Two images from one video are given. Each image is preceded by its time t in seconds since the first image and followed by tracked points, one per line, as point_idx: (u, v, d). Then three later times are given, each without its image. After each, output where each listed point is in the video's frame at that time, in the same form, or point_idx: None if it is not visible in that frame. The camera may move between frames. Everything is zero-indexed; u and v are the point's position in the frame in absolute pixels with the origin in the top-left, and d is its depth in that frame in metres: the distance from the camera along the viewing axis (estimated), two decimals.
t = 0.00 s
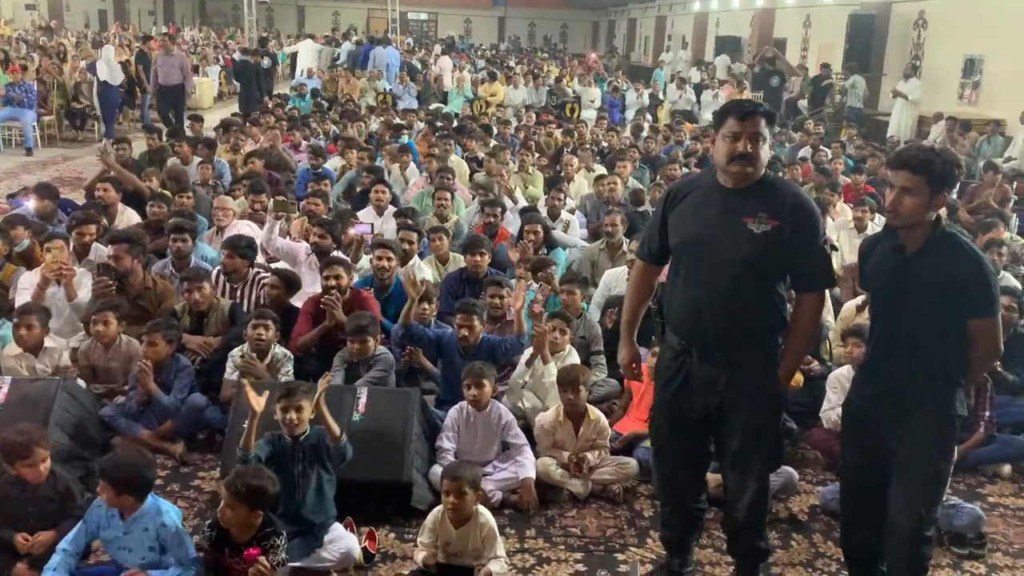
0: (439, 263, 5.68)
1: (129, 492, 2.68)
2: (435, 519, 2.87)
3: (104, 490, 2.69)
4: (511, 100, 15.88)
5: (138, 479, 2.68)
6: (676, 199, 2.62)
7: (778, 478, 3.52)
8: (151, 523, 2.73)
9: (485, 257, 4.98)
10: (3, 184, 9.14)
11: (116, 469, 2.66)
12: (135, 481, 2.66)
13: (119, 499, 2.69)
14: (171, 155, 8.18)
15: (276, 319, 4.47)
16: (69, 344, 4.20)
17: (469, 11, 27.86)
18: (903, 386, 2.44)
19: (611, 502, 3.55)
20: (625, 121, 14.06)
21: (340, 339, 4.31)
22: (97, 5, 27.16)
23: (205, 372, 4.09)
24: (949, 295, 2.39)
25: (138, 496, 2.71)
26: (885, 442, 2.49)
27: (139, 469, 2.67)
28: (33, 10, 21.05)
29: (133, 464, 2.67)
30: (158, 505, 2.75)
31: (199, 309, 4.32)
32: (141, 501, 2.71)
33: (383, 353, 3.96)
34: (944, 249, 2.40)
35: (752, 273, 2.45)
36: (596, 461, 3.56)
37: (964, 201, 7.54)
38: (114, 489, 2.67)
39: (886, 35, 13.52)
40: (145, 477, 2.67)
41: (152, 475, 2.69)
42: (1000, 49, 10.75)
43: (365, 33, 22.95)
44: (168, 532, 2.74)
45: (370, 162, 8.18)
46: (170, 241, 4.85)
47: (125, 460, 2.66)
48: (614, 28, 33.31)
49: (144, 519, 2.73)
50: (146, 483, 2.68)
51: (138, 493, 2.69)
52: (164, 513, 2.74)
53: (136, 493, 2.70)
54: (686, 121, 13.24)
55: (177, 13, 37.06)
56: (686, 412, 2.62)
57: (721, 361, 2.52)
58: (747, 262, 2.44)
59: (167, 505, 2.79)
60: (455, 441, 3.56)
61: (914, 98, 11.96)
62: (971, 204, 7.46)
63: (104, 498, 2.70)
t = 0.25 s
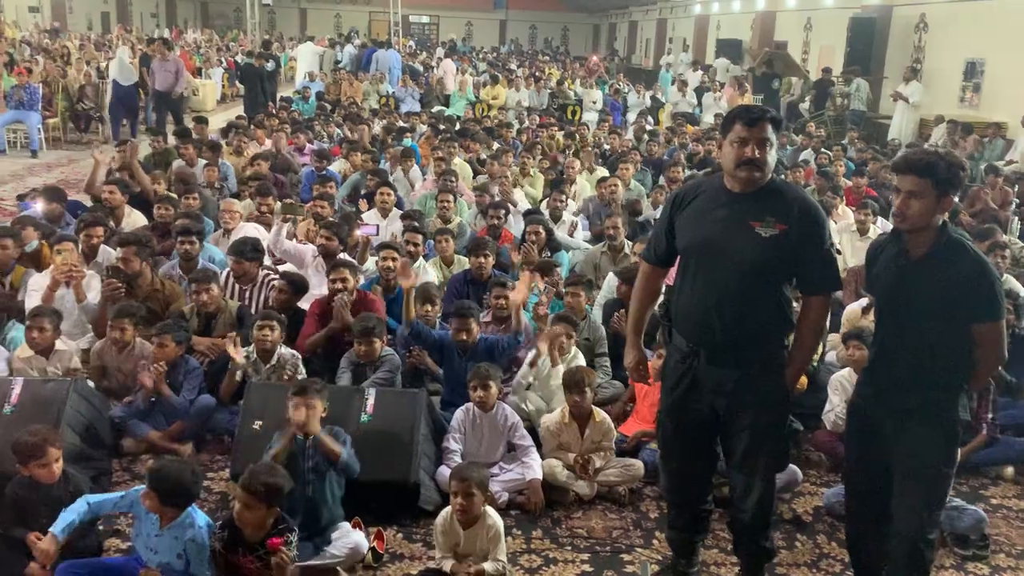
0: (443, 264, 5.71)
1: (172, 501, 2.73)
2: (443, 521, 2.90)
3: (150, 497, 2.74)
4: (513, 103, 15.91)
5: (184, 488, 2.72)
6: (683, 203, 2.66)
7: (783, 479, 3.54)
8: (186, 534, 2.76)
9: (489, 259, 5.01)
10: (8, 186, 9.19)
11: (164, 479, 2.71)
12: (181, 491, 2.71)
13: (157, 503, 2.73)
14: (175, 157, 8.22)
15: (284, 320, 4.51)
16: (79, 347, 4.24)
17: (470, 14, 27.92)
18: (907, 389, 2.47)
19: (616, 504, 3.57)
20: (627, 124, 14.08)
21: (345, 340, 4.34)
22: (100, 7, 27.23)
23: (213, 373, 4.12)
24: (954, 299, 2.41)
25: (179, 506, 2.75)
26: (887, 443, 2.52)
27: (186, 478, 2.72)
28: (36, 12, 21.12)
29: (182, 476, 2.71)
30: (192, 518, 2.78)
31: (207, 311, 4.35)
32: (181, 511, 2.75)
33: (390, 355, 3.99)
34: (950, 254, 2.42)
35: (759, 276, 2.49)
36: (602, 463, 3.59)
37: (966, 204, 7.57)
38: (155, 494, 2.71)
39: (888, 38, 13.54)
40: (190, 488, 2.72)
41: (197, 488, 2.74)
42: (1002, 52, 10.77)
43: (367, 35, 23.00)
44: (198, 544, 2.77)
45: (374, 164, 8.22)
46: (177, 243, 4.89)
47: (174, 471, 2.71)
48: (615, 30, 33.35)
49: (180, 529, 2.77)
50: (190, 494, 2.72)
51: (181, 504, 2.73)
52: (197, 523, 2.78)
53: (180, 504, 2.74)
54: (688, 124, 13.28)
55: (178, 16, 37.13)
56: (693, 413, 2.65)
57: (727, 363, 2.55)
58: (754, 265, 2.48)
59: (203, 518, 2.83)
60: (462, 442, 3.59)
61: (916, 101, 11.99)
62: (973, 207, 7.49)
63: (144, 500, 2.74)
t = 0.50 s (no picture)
0: (456, 270, 5.72)
1: (177, 495, 2.76)
2: (459, 525, 2.91)
3: (154, 492, 2.77)
4: (524, 108, 15.94)
5: (187, 481, 2.76)
6: (700, 209, 2.66)
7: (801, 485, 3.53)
8: (192, 527, 2.78)
9: (503, 264, 5.02)
10: (23, 192, 9.26)
11: (168, 471, 2.76)
12: (183, 484, 2.74)
13: (163, 499, 2.76)
14: (189, 163, 8.27)
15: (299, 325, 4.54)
16: (96, 352, 4.27)
17: (480, 20, 28.01)
18: (927, 397, 2.46)
19: (631, 509, 3.57)
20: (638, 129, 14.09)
21: (360, 345, 4.36)
22: (112, 14, 27.42)
23: (229, 377, 4.15)
24: (976, 307, 2.41)
25: (186, 501, 2.78)
26: (903, 450, 2.52)
27: (189, 472, 2.76)
28: (50, 18, 21.28)
29: (183, 468, 2.76)
30: (200, 511, 2.80)
31: (223, 316, 4.38)
32: (188, 506, 2.78)
33: (404, 360, 4.01)
34: (972, 261, 2.42)
35: (778, 282, 2.50)
36: (617, 468, 3.59)
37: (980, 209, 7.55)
38: (160, 490, 2.75)
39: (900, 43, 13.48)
40: (193, 481, 2.76)
41: (200, 482, 2.78)
42: (1015, 57, 10.70)
43: (377, 41, 23.09)
44: (206, 539, 2.78)
45: (386, 169, 8.25)
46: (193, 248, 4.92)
47: (178, 465, 2.75)
48: (625, 36, 33.40)
49: (187, 523, 2.78)
50: (192, 486, 2.76)
51: (186, 497, 2.76)
52: (204, 517, 2.79)
53: (184, 498, 2.77)
54: (699, 129, 13.28)
55: (189, 22, 37.30)
56: (710, 419, 2.66)
57: (746, 369, 2.56)
58: (773, 271, 2.48)
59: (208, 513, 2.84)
60: (477, 447, 3.60)
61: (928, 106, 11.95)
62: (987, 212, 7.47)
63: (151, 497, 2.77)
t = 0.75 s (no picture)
0: (477, 273, 5.75)
1: (170, 487, 2.79)
2: (488, 526, 2.94)
3: (146, 488, 2.79)
4: (541, 113, 15.97)
5: (179, 474, 2.79)
6: (726, 212, 2.67)
7: (826, 489, 3.53)
8: (195, 514, 2.83)
9: (524, 268, 5.04)
10: (47, 198, 9.37)
11: (158, 466, 2.78)
12: (175, 476, 2.77)
13: (160, 494, 2.79)
14: (211, 168, 8.35)
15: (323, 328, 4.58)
16: (124, 354, 4.33)
17: (496, 25, 28.07)
18: (956, 400, 2.47)
19: (655, 511, 3.59)
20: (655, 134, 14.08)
21: (383, 348, 4.40)
22: (132, 20, 27.68)
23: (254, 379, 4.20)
24: (1007, 310, 2.41)
25: (178, 492, 2.81)
26: (931, 451, 2.53)
27: (179, 464, 2.79)
28: (72, 26, 21.52)
29: (171, 461, 2.78)
30: (197, 498, 2.85)
31: (248, 319, 4.43)
32: (182, 496, 2.81)
33: (428, 363, 4.04)
34: (1002, 265, 2.42)
35: (805, 285, 2.51)
36: (641, 471, 3.60)
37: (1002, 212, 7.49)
38: (154, 486, 2.77)
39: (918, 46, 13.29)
40: (185, 473, 2.79)
41: (191, 471, 2.81)
42: None
43: (394, 47, 23.19)
44: (212, 523, 2.85)
45: (406, 174, 8.30)
46: (218, 252, 4.97)
47: (167, 457, 2.78)
48: (640, 40, 33.36)
49: (188, 511, 2.83)
50: (185, 477, 2.79)
51: (179, 488, 2.79)
52: (205, 505, 2.84)
53: (177, 488, 2.80)
54: (716, 133, 13.26)
55: (207, 29, 37.60)
56: (737, 422, 2.68)
57: (773, 372, 2.58)
58: (800, 274, 2.50)
59: (207, 498, 2.89)
60: (501, 449, 3.62)
61: (949, 109, 11.86)
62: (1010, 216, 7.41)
63: (146, 494, 2.80)
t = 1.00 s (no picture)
0: (491, 276, 5.77)
1: (186, 488, 2.79)
2: (508, 527, 2.94)
3: (163, 489, 2.80)
4: (554, 117, 15.99)
5: (195, 475, 2.79)
6: (746, 216, 2.67)
7: (847, 493, 3.51)
8: (210, 514, 2.83)
9: (540, 271, 5.04)
10: (65, 200, 9.45)
11: (173, 467, 2.77)
12: (190, 478, 2.77)
13: (176, 495, 2.80)
14: (228, 171, 8.40)
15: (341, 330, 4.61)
16: (144, 356, 4.36)
17: (508, 29, 28.15)
18: (980, 406, 2.46)
19: (673, 515, 3.59)
20: (668, 137, 14.07)
21: (400, 352, 4.42)
22: (147, 24, 27.88)
23: (273, 382, 4.22)
24: None
25: (194, 493, 2.81)
26: (953, 455, 2.52)
27: (195, 466, 2.79)
28: (86, 30, 21.80)
29: (187, 462, 2.77)
30: (213, 498, 2.85)
31: (267, 321, 4.46)
32: (198, 497, 2.81)
33: (446, 366, 4.05)
34: None
35: (827, 288, 2.51)
36: (659, 474, 3.61)
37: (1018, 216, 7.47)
38: (170, 487, 2.77)
39: (934, 49, 13.30)
40: (201, 474, 2.78)
41: (207, 472, 2.81)
42: None
43: (407, 51, 23.26)
44: (227, 523, 2.85)
45: (421, 177, 8.34)
46: (236, 255, 5.00)
47: (183, 459, 2.77)
48: (653, 43, 33.35)
49: (203, 512, 2.83)
50: (201, 478, 2.79)
51: (195, 489, 2.80)
52: (220, 506, 2.85)
53: (194, 489, 2.81)
54: (730, 137, 13.26)
55: (220, 33, 37.80)
56: (758, 426, 2.68)
57: (794, 376, 2.58)
58: (821, 278, 2.50)
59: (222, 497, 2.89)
60: (519, 451, 3.63)
61: (964, 112, 11.82)
62: None
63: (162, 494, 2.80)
